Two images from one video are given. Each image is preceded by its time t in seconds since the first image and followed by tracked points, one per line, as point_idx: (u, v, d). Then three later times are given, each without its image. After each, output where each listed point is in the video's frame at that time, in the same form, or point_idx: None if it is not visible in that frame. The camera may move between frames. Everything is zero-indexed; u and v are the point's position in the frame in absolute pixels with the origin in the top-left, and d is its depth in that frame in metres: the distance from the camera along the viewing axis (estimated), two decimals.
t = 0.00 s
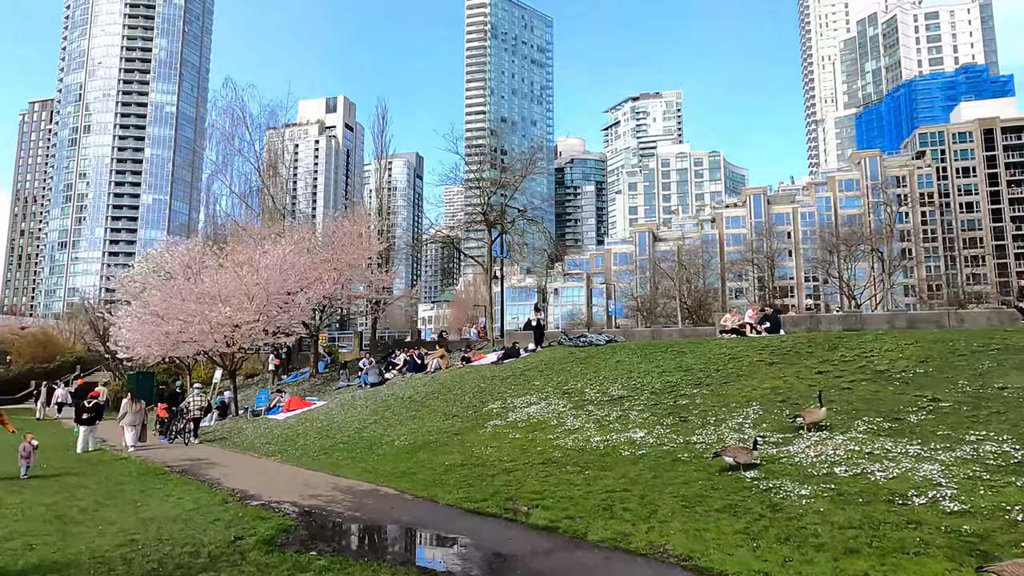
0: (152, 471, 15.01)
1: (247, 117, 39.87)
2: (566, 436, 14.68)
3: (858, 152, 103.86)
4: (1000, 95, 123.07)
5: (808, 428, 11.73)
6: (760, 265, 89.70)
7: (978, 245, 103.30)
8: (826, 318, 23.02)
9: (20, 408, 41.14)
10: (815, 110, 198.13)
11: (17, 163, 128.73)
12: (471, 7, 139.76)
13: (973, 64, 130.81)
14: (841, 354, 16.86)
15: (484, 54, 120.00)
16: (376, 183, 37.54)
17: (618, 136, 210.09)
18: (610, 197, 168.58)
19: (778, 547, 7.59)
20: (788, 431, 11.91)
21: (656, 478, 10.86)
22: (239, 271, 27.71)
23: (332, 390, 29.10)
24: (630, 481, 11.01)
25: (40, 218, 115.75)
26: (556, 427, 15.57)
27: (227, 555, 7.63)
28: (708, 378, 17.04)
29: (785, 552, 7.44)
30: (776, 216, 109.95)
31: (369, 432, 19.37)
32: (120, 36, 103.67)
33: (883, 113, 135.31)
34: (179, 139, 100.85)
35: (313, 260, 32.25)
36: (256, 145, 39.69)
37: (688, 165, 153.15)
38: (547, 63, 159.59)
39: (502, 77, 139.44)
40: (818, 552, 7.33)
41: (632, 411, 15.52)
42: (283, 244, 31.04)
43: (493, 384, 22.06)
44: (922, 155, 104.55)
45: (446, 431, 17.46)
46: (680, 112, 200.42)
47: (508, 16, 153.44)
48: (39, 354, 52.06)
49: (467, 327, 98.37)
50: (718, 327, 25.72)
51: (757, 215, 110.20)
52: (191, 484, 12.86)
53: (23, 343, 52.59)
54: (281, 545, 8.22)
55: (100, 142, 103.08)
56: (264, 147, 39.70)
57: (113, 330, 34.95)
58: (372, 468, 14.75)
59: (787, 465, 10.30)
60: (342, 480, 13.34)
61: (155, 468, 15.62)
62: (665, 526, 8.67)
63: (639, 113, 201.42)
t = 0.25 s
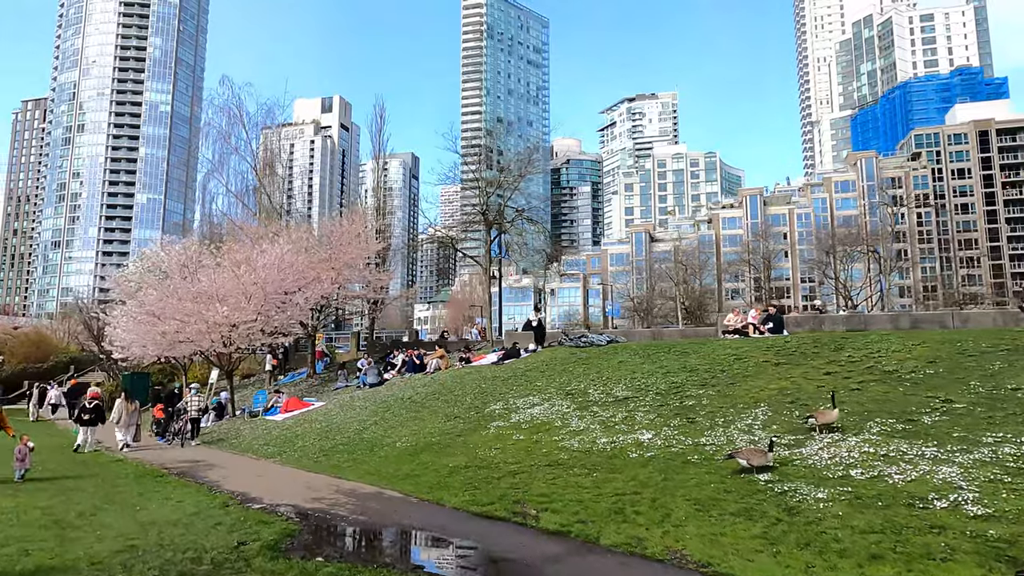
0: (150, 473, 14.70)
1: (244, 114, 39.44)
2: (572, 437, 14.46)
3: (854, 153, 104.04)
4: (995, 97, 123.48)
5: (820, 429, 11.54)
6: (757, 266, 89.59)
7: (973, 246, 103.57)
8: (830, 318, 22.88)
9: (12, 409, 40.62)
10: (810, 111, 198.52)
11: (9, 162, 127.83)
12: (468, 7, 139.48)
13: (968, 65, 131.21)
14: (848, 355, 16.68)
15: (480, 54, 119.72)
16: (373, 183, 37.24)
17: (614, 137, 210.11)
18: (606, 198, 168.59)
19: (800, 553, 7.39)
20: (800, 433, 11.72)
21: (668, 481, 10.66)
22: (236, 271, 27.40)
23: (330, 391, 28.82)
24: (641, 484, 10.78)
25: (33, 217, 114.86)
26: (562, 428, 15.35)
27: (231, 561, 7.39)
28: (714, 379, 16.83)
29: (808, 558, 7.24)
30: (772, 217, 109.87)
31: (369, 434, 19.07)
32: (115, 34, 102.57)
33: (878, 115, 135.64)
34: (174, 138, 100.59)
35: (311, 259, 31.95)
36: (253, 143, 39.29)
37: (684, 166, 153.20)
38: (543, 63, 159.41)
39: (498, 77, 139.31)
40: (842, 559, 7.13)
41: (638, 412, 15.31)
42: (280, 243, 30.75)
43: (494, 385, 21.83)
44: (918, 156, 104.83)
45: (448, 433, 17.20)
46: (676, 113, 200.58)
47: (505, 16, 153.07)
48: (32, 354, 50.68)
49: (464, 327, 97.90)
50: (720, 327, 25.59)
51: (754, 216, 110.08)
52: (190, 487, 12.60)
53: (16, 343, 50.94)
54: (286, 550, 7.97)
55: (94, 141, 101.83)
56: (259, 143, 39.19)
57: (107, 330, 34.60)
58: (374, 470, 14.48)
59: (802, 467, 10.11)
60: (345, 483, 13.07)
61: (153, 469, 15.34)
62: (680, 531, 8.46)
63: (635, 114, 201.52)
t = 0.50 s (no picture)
0: (144, 475, 14.36)
1: (237, 111, 39.02)
2: (576, 438, 14.20)
3: (847, 154, 104.36)
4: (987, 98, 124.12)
5: (831, 429, 11.34)
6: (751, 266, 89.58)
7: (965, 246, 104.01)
8: (831, 318, 22.73)
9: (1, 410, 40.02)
10: (803, 112, 199.09)
11: None
12: (462, 6, 139.12)
13: (960, 67, 131.86)
14: (853, 354, 16.50)
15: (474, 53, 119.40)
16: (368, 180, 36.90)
17: (608, 136, 210.12)
18: (600, 197, 168.58)
19: (821, 557, 7.17)
20: (810, 433, 11.52)
21: (677, 482, 10.43)
22: (231, 268, 27.03)
23: (326, 391, 28.46)
24: (649, 485, 10.55)
25: (23, 216, 113.80)
26: (564, 428, 15.10)
27: (232, 567, 7.10)
28: (718, 379, 16.61)
29: (829, 563, 7.03)
30: (767, 217, 109.43)
31: (367, 434, 18.78)
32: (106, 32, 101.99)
33: (871, 115, 136.13)
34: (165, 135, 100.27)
35: (307, 257, 31.61)
36: (247, 140, 38.88)
37: (678, 166, 153.36)
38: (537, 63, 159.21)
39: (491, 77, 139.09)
40: (865, 564, 6.92)
41: (642, 411, 15.08)
42: (276, 240, 30.41)
43: (493, 384, 21.56)
44: (911, 157, 105.20)
45: (448, 433, 16.91)
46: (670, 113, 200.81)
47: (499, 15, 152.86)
48: (21, 352, 49.80)
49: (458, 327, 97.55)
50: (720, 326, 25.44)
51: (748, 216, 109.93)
52: (186, 489, 12.29)
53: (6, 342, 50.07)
54: (287, 555, 7.70)
55: (84, 138, 101.09)
56: (251, 141, 38.77)
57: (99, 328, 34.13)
58: (374, 471, 14.18)
59: (815, 468, 9.89)
60: (345, 484, 12.77)
61: (147, 470, 15.01)
62: (694, 534, 8.23)
63: (629, 114, 201.62)
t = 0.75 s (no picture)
0: (136, 477, 14.01)
1: (229, 107, 38.45)
2: (577, 439, 13.98)
3: (839, 153, 104.73)
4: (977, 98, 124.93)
5: (839, 430, 11.16)
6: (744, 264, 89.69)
7: (955, 246, 104.63)
8: (830, 317, 22.63)
9: None
10: (795, 111, 199.85)
11: None
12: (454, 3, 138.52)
13: (950, 67, 132.60)
14: (855, 353, 16.36)
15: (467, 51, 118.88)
16: (363, 178, 36.60)
17: (600, 135, 210.12)
18: (593, 196, 168.55)
19: (841, 566, 6.95)
20: (816, 434, 11.36)
21: (684, 485, 10.22)
22: (224, 266, 26.60)
23: (320, 390, 28.12)
24: (656, 488, 10.31)
25: (10, 213, 112.48)
26: (566, 429, 14.86)
27: None
28: (720, 379, 16.43)
29: (850, 571, 6.82)
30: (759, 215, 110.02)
31: (363, 435, 18.48)
32: (94, 27, 100.68)
33: (862, 115, 136.76)
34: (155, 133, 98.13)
35: (301, 255, 31.23)
36: (239, 137, 38.37)
37: (671, 165, 153.57)
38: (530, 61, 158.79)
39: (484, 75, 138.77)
40: (886, 572, 6.73)
41: (644, 412, 14.86)
42: (269, 238, 30.00)
43: (491, 385, 21.30)
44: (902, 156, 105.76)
45: (447, 433, 16.64)
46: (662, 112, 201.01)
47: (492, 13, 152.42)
48: (9, 351, 49.19)
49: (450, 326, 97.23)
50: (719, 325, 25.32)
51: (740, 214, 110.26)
52: (180, 493, 11.96)
53: None
54: (287, 564, 7.42)
55: (73, 135, 99.98)
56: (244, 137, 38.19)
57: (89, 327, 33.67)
58: (372, 473, 13.90)
59: (826, 471, 9.70)
60: (344, 487, 12.48)
61: (139, 473, 14.67)
62: (707, 540, 8.00)
63: (621, 112, 201.79)
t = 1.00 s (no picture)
0: (128, 477, 13.68)
1: (220, 102, 38.10)
2: (579, 436, 13.79)
3: (830, 151, 105.11)
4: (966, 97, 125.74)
5: (847, 426, 11.03)
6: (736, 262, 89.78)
7: (944, 243, 105.24)
8: (829, 313, 22.56)
9: None
10: (786, 110, 200.57)
11: None
12: None
13: (940, 66, 133.35)
14: (857, 349, 16.26)
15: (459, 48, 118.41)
16: (357, 173, 36.28)
17: (591, 133, 210.09)
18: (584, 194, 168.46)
19: (861, 563, 6.78)
20: (824, 429, 11.23)
21: (693, 482, 10.03)
22: (216, 262, 26.22)
23: (314, 388, 27.78)
24: (663, 484, 10.13)
25: None
26: (567, 426, 14.66)
27: None
28: (722, 374, 16.28)
29: (871, 568, 6.65)
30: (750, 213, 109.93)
31: (360, 432, 18.21)
32: (82, 22, 99.69)
33: (852, 114, 137.41)
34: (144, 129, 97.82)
35: (295, 251, 30.89)
36: (230, 132, 37.91)
37: (663, 162, 153.82)
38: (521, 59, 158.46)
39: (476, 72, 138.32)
40: (907, 569, 6.57)
41: (647, 408, 14.70)
42: (262, 233, 29.64)
43: (489, 381, 21.07)
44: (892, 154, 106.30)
45: (446, 431, 16.39)
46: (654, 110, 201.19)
47: (483, 10, 152.22)
48: None
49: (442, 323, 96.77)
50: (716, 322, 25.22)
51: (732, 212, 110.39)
52: (175, 492, 11.66)
53: None
54: (290, 567, 7.16)
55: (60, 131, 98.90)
56: (235, 130, 37.82)
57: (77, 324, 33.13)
58: (371, 471, 13.64)
59: (837, 467, 9.53)
60: (343, 486, 12.23)
61: (131, 472, 14.34)
62: (721, 538, 7.81)
63: (613, 110, 201.79)
